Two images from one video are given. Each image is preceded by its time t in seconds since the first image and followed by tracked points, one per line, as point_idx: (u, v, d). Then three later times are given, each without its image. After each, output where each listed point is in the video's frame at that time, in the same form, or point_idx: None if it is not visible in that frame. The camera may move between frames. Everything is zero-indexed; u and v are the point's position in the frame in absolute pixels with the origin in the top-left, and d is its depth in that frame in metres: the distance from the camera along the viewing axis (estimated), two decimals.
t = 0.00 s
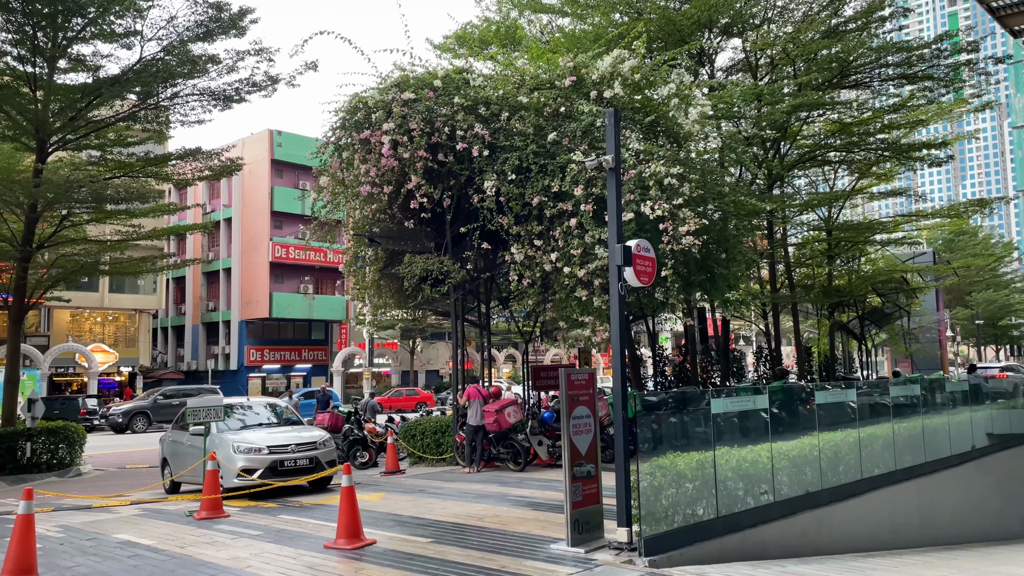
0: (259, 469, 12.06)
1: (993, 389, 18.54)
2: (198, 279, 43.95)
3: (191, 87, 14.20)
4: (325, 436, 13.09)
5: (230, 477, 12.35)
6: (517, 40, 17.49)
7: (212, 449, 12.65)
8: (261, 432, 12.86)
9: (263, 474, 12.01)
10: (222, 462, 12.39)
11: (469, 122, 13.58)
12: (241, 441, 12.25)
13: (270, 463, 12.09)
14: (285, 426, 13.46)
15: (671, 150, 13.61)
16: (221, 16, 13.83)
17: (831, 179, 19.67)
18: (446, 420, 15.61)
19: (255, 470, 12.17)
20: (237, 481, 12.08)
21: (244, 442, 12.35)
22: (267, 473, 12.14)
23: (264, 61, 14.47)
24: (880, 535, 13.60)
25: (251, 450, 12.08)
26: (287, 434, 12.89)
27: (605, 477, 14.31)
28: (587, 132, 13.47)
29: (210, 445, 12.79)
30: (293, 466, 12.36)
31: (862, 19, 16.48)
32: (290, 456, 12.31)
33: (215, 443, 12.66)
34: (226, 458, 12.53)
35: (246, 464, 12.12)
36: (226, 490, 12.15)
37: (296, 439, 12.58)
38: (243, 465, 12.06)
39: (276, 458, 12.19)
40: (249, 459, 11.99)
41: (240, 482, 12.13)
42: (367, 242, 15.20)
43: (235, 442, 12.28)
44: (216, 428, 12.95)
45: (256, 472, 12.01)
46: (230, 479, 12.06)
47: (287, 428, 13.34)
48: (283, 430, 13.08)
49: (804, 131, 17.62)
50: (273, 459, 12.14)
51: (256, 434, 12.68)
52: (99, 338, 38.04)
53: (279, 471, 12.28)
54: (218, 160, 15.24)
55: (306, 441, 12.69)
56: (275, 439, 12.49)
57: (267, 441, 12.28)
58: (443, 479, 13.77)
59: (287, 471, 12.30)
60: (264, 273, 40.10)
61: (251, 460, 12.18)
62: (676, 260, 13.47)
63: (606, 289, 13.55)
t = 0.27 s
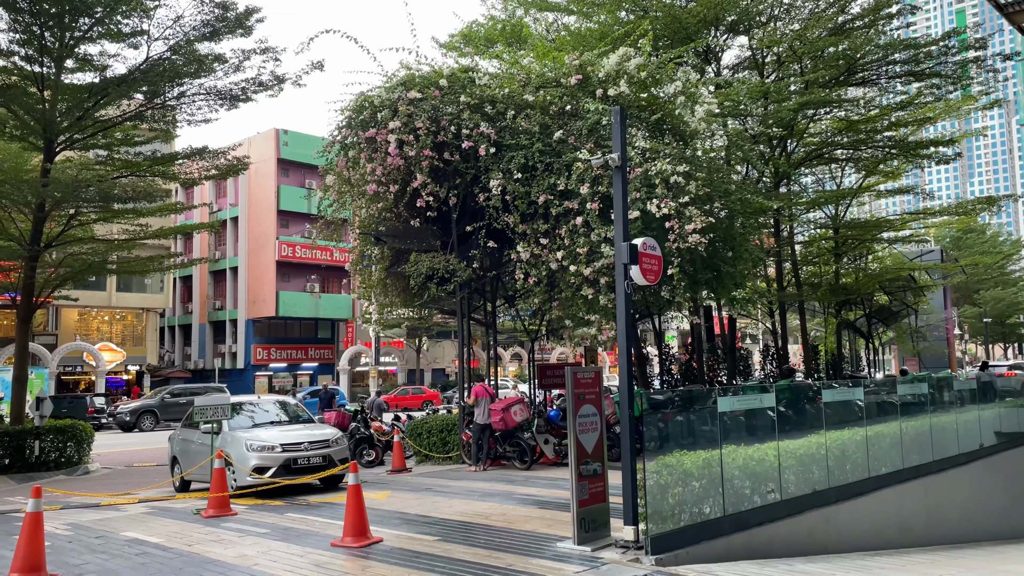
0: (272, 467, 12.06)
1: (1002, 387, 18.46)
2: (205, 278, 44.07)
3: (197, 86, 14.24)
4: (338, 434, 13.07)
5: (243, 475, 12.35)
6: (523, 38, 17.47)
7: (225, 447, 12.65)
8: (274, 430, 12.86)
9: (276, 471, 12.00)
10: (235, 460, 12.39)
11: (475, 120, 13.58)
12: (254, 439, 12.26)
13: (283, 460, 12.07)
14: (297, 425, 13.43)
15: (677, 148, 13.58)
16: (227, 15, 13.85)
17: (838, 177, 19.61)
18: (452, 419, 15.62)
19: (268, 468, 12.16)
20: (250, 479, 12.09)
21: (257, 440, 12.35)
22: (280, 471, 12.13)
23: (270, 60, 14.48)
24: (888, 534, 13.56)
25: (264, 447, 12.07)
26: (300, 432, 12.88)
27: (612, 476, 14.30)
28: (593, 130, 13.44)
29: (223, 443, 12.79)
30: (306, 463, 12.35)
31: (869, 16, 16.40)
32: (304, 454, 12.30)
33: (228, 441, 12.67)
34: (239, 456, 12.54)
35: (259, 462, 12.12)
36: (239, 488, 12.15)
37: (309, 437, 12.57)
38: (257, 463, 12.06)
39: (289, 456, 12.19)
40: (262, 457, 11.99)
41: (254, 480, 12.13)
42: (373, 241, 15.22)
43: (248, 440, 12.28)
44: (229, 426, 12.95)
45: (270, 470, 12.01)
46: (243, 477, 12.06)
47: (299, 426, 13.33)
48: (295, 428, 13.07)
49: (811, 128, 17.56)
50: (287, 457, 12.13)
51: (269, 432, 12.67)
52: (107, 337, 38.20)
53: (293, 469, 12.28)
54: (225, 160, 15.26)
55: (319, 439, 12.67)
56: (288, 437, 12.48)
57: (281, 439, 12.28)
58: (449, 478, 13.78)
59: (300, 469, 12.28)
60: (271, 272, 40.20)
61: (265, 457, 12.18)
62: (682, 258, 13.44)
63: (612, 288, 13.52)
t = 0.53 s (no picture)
0: (289, 464, 12.06)
1: (1011, 385, 18.37)
2: (213, 277, 44.21)
3: (205, 85, 14.28)
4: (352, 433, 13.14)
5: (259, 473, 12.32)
6: (530, 36, 17.47)
7: (240, 445, 12.62)
8: (290, 427, 12.86)
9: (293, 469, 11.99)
10: (251, 458, 12.37)
11: (482, 119, 13.58)
12: (271, 437, 12.25)
13: (300, 458, 12.07)
14: (311, 423, 13.44)
15: (684, 146, 13.56)
16: (235, 15, 13.88)
17: (846, 174, 19.54)
18: (460, 417, 15.63)
19: (285, 466, 12.16)
20: (266, 476, 12.07)
21: (273, 437, 12.35)
22: (296, 469, 12.14)
23: (278, 59, 14.51)
24: (897, 532, 13.52)
25: (281, 445, 12.07)
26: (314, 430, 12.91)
27: (619, 474, 14.28)
28: (600, 128, 13.43)
29: (237, 442, 12.77)
30: (323, 461, 12.37)
31: (878, 13, 16.31)
32: (320, 452, 12.32)
33: (243, 439, 12.65)
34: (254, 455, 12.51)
35: (275, 460, 12.10)
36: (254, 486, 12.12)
37: (325, 435, 12.58)
38: (273, 460, 12.04)
39: (306, 453, 12.18)
40: (279, 454, 11.99)
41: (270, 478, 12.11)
42: (380, 239, 15.24)
43: (264, 438, 12.28)
44: (244, 425, 12.94)
45: (286, 467, 12.00)
46: (259, 475, 12.03)
47: (312, 424, 13.36)
48: (309, 426, 13.11)
49: (819, 126, 17.49)
50: (303, 454, 12.14)
51: (285, 430, 12.70)
52: (116, 335, 38.39)
53: (309, 466, 12.27)
54: (233, 158, 15.30)
55: (334, 438, 12.73)
56: (304, 435, 12.50)
57: (297, 437, 12.28)
58: (457, 476, 13.80)
59: (317, 467, 12.28)
60: (279, 271, 40.29)
61: (281, 455, 12.18)
62: (689, 256, 13.42)
63: (619, 286, 13.50)
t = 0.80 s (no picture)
0: (311, 462, 12.02)
1: None
2: (224, 276, 44.39)
3: (215, 85, 14.34)
4: (372, 432, 13.12)
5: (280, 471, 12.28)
6: (538, 35, 17.45)
7: (261, 443, 12.59)
8: (310, 426, 12.83)
9: (315, 467, 11.94)
10: (272, 456, 12.33)
11: (491, 117, 13.59)
12: (292, 435, 12.22)
13: (322, 456, 12.02)
14: (331, 421, 13.41)
15: (694, 144, 13.54)
16: (244, 15, 13.91)
17: (857, 172, 19.44)
18: (469, 416, 15.65)
19: (307, 464, 12.11)
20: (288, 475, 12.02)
21: (295, 436, 12.32)
22: (319, 467, 12.10)
23: (287, 59, 14.55)
24: (908, 532, 13.46)
25: (303, 442, 12.03)
26: (335, 428, 12.88)
27: (629, 473, 14.27)
28: (609, 127, 13.43)
29: (258, 440, 12.73)
30: (345, 459, 12.33)
31: (888, 10, 16.21)
32: (343, 450, 12.28)
33: (264, 437, 12.61)
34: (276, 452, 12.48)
35: (297, 458, 12.06)
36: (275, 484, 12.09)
37: (347, 433, 12.53)
38: (295, 458, 12.00)
39: (328, 452, 12.13)
40: (302, 452, 11.95)
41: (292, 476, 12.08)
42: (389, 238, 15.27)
43: (286, 436, 12.23)
44: (263, 423, 12.90)
45: (309, 465, 11.97)
46: (281, 473, 11.99)
47: (331, 422, 13.33)
48: (329, 424, 13.08)
49: (829, 123, 17.41)
50: (326, 452, 12.11)
51: (306, 428, 12.66)
52: (127, 334, 38.62)
53: (331, 465, 12.23)
54: (243, 158, 15.35)
55: (356, 436, 12.70)
56: (326, 433, 12.47)
57: (318, 435, 12.24)
58: (466, 474, 13.82)
59: (338, 465, 12.23)
60: (289, 270, 40.42)
61: (303, 453, 12.15)
62: (699, 254, 13.40)
63: (628, 285, 13.49)
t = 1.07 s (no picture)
0: (339, 461, 11.84)
1: None
2: (236, 276, 44.60)
3: (227, 86, 14.40)
4: (399, 430, 12.94)
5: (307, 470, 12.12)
6: (549, 33, 17.44)
7: (287, 441, 12.42)
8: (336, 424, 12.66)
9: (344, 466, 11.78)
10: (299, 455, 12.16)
11: (502, 116, 13.60)
12: (320, 434, 12.04)
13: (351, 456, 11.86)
14: (357, 419, 13.23)
15: (706, 142, 13.50)
16: (256, 15, 13.96)
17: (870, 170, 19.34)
18: (481, 415, 15.65)
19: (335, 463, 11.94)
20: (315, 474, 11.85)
21: (322, 434, 12.13)
22: (347, 466, 11.93)
23: (299, 60, 14.59)
24: (923, 531, 13.37)
25: (331, 442, 11.84)
26: (362, 426, 12.70)
27: (641, 472, 14.25)
28: (620, 125, 13.41)
29: (283, 438, 12.57)
30: (373, 458, 12.15)
31: (902, 6, 16.10)
32: (371, 449, 12.10)
33: (290, 436, 12.44)
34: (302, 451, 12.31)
35: (325, 457, 11.88)
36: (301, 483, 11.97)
37: (374, 432, 12.36)
38: (323, 457, 11.82)
39: (356, 451, 11.97)
40: (330, 451, 11.76)
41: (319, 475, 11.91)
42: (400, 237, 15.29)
43: (313, 435, 12.05)
44: (288, 421, 12.73)
45: (337, 465, 11.79)
46: (309, 473, 11.82)
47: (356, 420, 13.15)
48: (354, 422, 12.90)
49: (842, 121, 17.32)
50: (354, 451, 11.93)
51: (332, 427, 12.48)
52: (141, 333, 38.90)
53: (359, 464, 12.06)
54: (254, 158, 15.41)
55: (383, 435, 12.53)
56: (353, 432, 12.28)
57: (346, 434, 12.07)
58: (478, 473, 13.82)
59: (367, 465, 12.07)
60: (301, 269, 40.56)
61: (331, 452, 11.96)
62: (711, 253, 13.36)
63: (640, 283, 13.46)
